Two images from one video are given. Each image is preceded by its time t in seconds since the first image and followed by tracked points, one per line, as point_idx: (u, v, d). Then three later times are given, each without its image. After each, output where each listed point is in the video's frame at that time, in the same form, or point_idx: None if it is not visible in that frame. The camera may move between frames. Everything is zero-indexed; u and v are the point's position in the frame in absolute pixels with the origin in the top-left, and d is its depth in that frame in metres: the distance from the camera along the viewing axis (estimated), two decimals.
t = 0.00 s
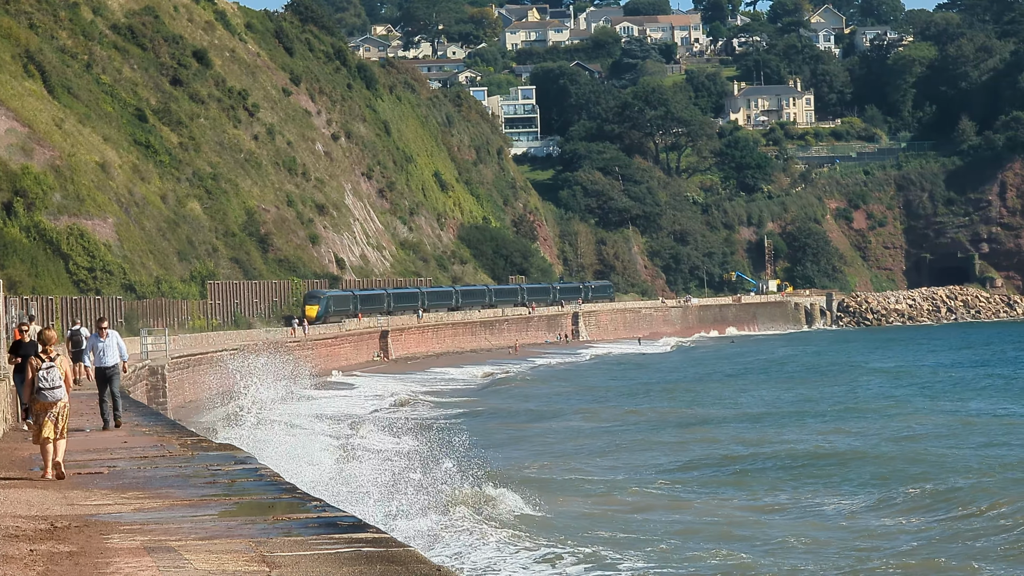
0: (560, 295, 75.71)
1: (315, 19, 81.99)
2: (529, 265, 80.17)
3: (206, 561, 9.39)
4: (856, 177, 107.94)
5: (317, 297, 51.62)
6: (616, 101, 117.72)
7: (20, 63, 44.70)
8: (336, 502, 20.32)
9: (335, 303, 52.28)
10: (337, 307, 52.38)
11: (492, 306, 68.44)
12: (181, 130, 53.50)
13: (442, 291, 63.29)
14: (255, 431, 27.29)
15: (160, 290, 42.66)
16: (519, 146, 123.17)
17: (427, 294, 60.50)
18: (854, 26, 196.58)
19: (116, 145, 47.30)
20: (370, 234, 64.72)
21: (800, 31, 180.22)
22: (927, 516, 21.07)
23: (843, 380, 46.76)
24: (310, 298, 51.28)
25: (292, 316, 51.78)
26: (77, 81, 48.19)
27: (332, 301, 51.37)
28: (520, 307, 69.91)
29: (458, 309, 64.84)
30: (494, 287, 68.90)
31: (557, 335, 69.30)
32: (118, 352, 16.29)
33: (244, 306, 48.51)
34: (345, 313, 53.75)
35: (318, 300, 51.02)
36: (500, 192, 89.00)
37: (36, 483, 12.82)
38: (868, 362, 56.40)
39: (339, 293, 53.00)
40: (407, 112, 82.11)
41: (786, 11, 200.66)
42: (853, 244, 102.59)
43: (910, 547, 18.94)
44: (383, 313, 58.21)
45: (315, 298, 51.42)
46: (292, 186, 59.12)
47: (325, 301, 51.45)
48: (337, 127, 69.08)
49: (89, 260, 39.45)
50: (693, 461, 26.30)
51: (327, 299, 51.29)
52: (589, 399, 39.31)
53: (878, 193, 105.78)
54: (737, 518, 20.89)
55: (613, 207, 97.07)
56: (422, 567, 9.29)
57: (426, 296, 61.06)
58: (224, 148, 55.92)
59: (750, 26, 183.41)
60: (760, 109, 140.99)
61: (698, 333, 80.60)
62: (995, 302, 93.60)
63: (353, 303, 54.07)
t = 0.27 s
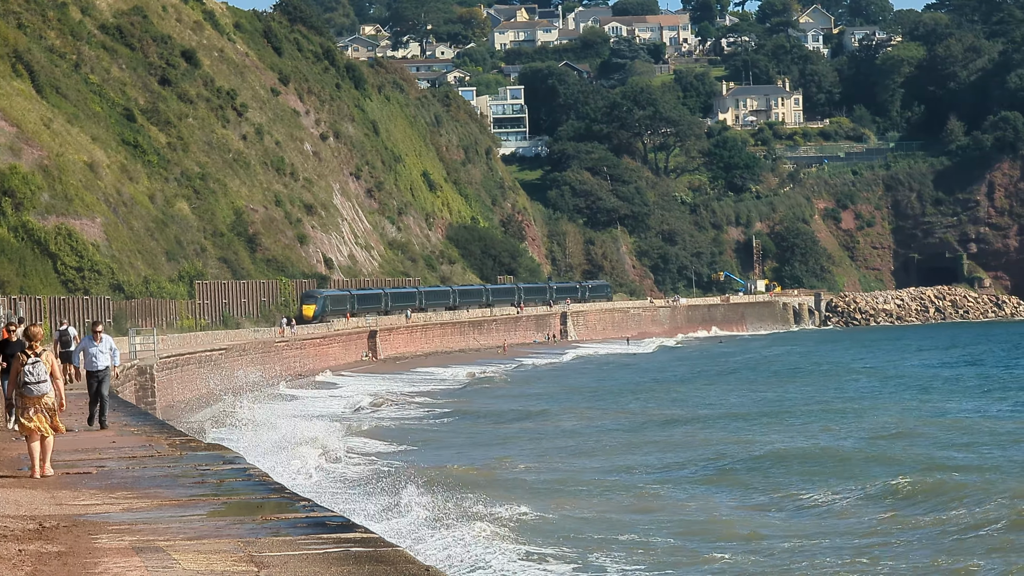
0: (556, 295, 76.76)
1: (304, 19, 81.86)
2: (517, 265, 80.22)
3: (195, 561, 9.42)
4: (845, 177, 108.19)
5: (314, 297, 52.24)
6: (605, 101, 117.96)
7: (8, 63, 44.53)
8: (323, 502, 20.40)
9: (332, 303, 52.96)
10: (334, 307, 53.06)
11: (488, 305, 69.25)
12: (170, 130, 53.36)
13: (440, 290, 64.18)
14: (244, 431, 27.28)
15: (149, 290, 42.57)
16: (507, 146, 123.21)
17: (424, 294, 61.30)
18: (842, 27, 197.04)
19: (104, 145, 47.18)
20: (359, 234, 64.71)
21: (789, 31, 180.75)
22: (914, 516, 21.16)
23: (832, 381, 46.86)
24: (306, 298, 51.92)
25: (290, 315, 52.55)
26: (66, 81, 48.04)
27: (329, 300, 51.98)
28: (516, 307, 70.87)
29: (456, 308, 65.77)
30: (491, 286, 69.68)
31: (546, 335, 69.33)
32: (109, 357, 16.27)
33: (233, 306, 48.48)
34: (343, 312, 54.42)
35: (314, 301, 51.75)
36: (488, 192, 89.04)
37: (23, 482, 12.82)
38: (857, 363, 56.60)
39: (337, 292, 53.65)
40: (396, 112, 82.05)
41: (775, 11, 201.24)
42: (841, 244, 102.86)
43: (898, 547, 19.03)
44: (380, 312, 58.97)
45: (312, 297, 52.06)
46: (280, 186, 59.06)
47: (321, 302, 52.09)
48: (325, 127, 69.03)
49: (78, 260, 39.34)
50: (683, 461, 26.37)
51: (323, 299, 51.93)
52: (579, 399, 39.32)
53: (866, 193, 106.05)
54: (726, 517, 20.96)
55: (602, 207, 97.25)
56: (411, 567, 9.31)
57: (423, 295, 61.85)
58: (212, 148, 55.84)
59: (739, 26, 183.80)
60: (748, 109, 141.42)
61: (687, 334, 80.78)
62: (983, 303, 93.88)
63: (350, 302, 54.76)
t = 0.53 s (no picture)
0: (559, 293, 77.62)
1: (299, 19, 81.78)
2: (512, 265, 80.25)
3: (189, 561, 9.44)
4: (840, 177, 108.32)
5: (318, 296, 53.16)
6: (600, 101, 118.06)
7: (3, 63, 44.46)
8: (315, 503, 20.57)
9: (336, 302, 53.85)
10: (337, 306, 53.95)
11: (491, 305, 70.18)
12: (164, 130, 53.32)
13: (444, 290, 65.22)
14: (239, 431, 27.29)
15: (144, 290, 42.57)
16: (502, 146, 123.26)
17: (428, 293, 62.28)
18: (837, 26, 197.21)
19: (98, 145, 47.16)
20: (354, 234, 64.75)
21: (784, 31, 180.93)
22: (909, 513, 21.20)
23: (827, 380, 46.88)
24: (310, 297, 52.89)
25: (294, 316, 53.48)
26: (60, 81, 47.99)
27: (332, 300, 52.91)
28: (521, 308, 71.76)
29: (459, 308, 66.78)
30: (494, 286, 70.66)
31: (541, 335, 69.34)
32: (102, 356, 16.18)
33: (228, 306, 48.49)
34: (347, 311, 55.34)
35: (318, 300, 52.66)
36: (483, 192, 89.08)
37: (18, 482, 12.83)
38: (853, 363, 56.66)
39: (341, 293, 54.60)
40: (390, 112, 82.04)
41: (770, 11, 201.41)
42: (836, 244, 103.00)
43: (892, 545, 19.06)
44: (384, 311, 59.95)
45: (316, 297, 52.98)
46: (275, 187, 59.06)
47: (325, 301, 52.94)
48: (320, 127, 69.04)
49: (73, 260, 39.33)
50: (679, 462, 26.38)
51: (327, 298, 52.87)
52: (573, 398, 39.32)
53: (861, 193, 106.22)
54: (720, 516, 21.02)
55: (597, 207, 97.34)
56: (406, 567, 9.32)
57: (427, 295, 62.83)
58: (207, 147, 55.78)
59: (734, 26, 183.97)
60: (743, 109, 141.63)
61: (681, 334, 80.88)
62: (978, 303, 93.60)
63: (353, 302, 55.63)
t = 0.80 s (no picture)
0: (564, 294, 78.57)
1: (295, 19, 81.68)
2: (508, 265, 80.25)
3: (186, 561, 9.44)
4: (836, 177, 108.39)
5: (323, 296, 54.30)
6: (596, 101, 118.08)
7: None
8: (314, 503, 20.60)
9: (341, 302, 55.01)
10: (342, 305, 55.06)
11: (495, 304, 71.13)
12: (161, 130, 53.24)
13: (449, 290, 66.29)
14: (236, 431, 27.31)
15: (140, 290, 42.54)
16: (499, 146, 123.29)
17: (433, 293, 63.35)
18: (834, 26, 197.35)
19: (95, 145, 47.11)
20: (350, 234, 64.75)
21: (781, 31, 180.94)
22: (903, 510, 21.21)
23: (822, 381, 46.94)
24: (316, 296, 53.98)
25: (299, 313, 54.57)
26: (57, 81, 47.90)
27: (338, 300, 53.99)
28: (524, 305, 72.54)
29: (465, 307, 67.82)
30: (499, 286, 71.71)
31: (537, 335, 69.33)
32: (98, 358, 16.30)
33: (224, 305, 48.48)
34: (352, 310, 56.39)
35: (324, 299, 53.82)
36: (480, 192, 89.14)
37: (13, 480, 12.82)
38: (849, 363, 56.70)
39: (346, 292, 55.68)
40: (387, 113, 82.00)
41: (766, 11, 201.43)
42: (833, 244, 103.07)
43: (888, 543, 19.08)
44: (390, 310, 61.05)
45: (321, 296, 54.14)
46: (271, 187, 59.03)
47: (330, 300, 54.15)
48: (317, 126, 69.00)
49: (69, 260, 39.28)
50: (677, 462, 26.38)
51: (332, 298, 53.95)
52: (570, 398, 39.32)
53: (857, 193, 106.34)
54: (717, 516, 21.04)
55: (593, 207, 97.41)
56: (403, 567, 9.31)
57: (431, 294, 63.90)
58: (204, 147, 55.77)
59: (731, 26, 183.97)
60: (740, 109, 141.68)
61: (678, 334, 80.92)
62: (975, 303, 93.38)
63: (358, 301, 56.68)
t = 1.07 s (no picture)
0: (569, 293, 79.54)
1: (292, 19, 81.59)
2: (505, 265, 80.24)
3: (181, 561, 9.44)
4: (833, 177, 108.48)
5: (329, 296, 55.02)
6: (592, 101, 118.08)
7: None
8: (313, 505, 20.64)
9: (345, 301, 55.65)
10: (347, 305, 55.76)
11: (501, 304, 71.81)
12: (157, 130, 53.19)
13: (454, 290, 67.01)
14: (232, 431, 27.29)
15: (136, 290, 42.50)
16: (495, 146, 123.29)
17: (438, 292, 64.04)
18: (830, 26, 197.41)
19: (91, 145, 47.07)
20: (346, 234, 64.76)
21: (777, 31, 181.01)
22: (899, 509, 21.24)
23: (818, 381, 46.98)
24: (321, 297, 54.71)
25: (306, 313, 55.22)
26: (53, 81, 47.83)
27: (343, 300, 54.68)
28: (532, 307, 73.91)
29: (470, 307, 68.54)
30: (504, 286, 72.41)
31: (533, 335, 69.32)
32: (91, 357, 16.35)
33: (221, 305, 48.47)
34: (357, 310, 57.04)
35: (329, 299, 54.49)
36: (476, 192, 89.14)
37: (7, 481, 12.81)
38: (846, 363, 56.74)
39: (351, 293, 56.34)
40: (383, 112, 81.97)
41: (762, 11, 201.49)
42: (829, 244, 103.15)
43: (883, 542, 19.12)
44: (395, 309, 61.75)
45: (327, 296, 54.86)
46: (268, 187, 59.02)
47: (335, 300, 54.82)
48: (313, 127, 68.96)
49: (65, 260, 39.21)
50: (673, 462, 26.37)
51: (337, 298, 54.63)
52: (565, 398, 39.33)
53: (853, 193, 106.46)
54: (713, 516, 21.07)
55: (590, 207, 97.43)
56: (399, 567, 9.29)
57: (437, 294, 64.61)
58: (200, 147, 55.72)
59: (727, 26, 183.95)
60: (736, 109, 141.72)
61: (674, 334, 80.93)
62: (971, 302, 93.31)
63: (364, 301, 57.35)
